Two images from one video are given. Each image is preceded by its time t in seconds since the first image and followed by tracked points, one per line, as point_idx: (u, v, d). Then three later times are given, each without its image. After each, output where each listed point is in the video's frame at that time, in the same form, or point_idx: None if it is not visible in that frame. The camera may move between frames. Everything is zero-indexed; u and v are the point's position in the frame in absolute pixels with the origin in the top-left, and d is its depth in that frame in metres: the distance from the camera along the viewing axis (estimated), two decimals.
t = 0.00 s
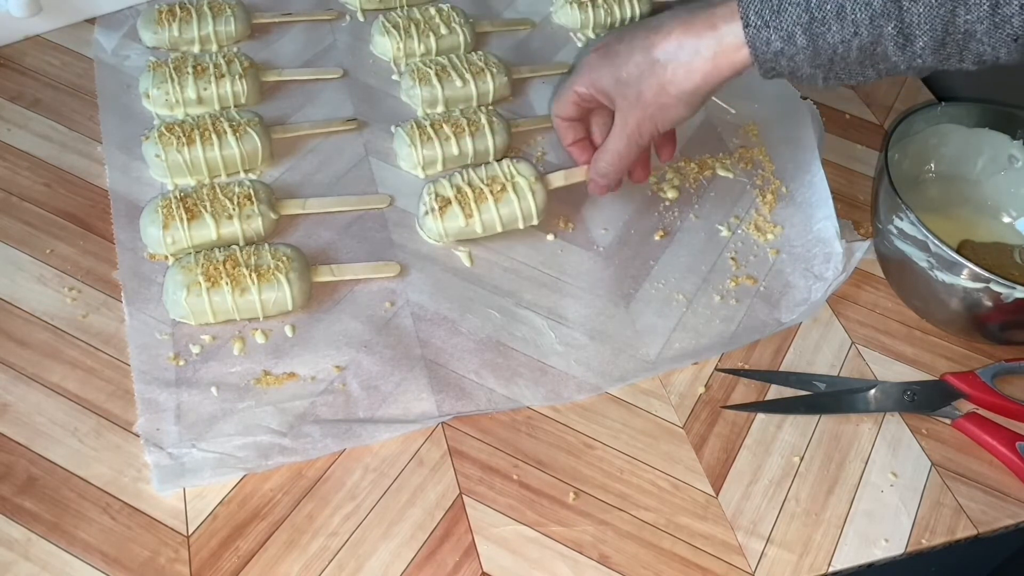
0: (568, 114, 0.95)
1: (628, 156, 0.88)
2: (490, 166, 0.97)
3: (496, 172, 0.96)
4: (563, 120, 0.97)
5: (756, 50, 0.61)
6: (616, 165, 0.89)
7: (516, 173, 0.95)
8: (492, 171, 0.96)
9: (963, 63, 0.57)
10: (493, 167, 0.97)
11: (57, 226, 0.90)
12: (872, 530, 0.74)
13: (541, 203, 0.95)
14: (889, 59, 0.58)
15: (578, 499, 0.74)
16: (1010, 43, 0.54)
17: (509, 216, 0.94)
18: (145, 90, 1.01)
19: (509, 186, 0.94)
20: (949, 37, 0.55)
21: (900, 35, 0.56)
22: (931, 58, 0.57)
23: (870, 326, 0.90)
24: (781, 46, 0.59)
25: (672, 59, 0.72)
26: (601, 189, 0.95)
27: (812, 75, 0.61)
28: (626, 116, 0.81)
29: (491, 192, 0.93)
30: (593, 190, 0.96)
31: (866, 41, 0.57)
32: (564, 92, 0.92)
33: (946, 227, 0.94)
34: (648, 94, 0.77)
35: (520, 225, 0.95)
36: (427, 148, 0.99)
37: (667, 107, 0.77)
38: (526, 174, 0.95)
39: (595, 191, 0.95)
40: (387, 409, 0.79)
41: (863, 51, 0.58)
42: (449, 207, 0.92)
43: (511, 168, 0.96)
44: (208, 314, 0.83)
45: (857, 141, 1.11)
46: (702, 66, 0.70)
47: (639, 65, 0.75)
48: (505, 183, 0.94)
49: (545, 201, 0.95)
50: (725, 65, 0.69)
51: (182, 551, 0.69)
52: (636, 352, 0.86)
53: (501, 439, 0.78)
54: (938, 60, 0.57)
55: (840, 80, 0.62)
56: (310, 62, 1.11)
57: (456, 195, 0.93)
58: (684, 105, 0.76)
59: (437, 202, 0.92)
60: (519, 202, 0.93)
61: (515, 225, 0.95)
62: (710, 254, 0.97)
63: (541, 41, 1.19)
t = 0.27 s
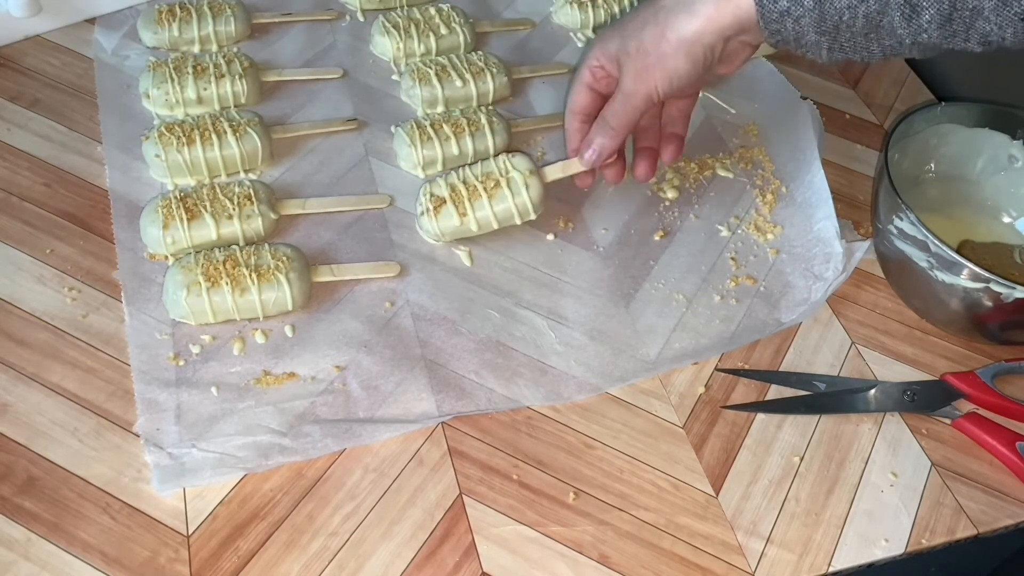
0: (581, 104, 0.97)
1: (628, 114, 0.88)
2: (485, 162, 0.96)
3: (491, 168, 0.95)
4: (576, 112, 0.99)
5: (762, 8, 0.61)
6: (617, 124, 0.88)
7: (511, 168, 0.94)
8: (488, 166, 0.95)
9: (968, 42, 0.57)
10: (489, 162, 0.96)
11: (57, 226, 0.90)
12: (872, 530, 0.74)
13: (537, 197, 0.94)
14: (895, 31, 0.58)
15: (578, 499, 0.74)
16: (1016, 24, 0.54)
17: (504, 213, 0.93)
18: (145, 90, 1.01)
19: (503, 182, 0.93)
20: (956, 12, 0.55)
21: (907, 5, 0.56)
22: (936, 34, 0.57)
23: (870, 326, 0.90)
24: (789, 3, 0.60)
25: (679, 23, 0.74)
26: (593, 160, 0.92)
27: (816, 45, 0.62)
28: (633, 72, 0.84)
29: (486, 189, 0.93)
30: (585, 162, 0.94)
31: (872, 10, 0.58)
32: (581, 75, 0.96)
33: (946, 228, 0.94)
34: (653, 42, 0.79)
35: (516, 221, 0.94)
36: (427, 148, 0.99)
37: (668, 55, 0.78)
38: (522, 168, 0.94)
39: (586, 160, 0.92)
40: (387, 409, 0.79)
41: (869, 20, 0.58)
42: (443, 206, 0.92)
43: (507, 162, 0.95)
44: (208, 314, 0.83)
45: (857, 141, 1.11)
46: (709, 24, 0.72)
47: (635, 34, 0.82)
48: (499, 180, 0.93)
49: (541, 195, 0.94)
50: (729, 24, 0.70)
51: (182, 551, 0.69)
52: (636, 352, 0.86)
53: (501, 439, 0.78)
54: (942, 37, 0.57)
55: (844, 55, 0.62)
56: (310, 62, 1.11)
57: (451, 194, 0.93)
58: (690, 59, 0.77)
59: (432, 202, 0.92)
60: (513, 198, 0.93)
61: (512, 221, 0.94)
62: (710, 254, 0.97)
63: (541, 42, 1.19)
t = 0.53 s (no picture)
0: (580, 100, 0.99)
1: (627, 103, 0.89)
2: (481, 157, 0.94)
3: (486, 164, 0.93)
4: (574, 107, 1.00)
5: (771, 6, 0.63)
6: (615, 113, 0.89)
7: (505, 163, 0.92)
8: (483, 162, 0.94)
9: (977, 46, 0.59)
10: (484, 157, 0.94)
11: (57, 226, 0.90)
12: (872, 530, 0.74)
13: (532, 191, 0.92)
14: (904, 33, 0.60)
15: (578, 499, 0.74)
16: None
17: (501, 211, 0.92)
18: (145, 90, 1.01)
19: (498, 179, 0.92)
20: (966, 14, 0.56)
21: (917, 5, 0.58)
22: (945, 36, 0.58)
23: (870, 326, 0.90)
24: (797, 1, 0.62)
25: (684, 13, 0.78)
26: (591, 150, 0.91)
27: (824, 47, 0.64)
28: (633, 61, 0.87)
29: (481, 187, 0.91)
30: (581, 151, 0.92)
31: (881, 10, 0.60)
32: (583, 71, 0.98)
33: (946, 228, 0.94)
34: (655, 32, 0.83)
35: (514, 217, 0.93)
36: (427, 148, 0.99)
37: (668, 44, 0.82)
38: (516, 163, 0.92)
39: (585, 149, 0.91)
40: (387, 409, 0.79)
41: (877, 21, 0.60)
42: (440, 206, 0.92)
43: (501, 157, 0.93)
44: (208, 314, 0.83)
45: (857, 141, 1.11)
46: (711, 14, 0.75)
47: (642, 23, 0.85)
48: (494, 177, 0.92)
49: (537, 190, 0.92)
50: (735, 15, 0.73)
51: (183, 551, 0.69)
52: (636, 352, 0.86)
53: (501, 439, 0.78)
54: (951, 40, 0.59)
55: (851, 58, 0.64)
56: (310, 62, 1.11)
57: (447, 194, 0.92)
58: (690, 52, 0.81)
59: (429, 203, 0.92)
60: (507, 196, 0.91)
61: (509, 217, 0.93)
62: (710, 254, 0.97)
63: (541, 41, 1.19)
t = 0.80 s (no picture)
0: (584, 106, 0.99)
1: (634, 113, 0.90)
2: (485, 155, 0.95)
3: (490, 162, 0.94)
4: (578, 111, 1.00)
5: (783, 28, 0.64)
6: (622, 122, 0.90)
7: (511, 163, 0.93)
8: (487, 160, 0.94)
9: (991, 65, 0.59)
10: (487, 156, 0.95)
11: (57, 226, 0.90)
12: (872, 530, 0.74)
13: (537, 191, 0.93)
14: (917, 53, 0.61)
15: (578, 499, 0.74)
16: None
17: (506, 210, 0.93)
18: (145, 90, 1.01)
19: (504, 179, 0.92)
20: (980, 35, 0.57)
21: (930, 26, 0.58)
22: (959, 55, 0.59)
23: (870, 327, 0.90)
24: (809, 24, 0.62)
25: (691, 30, 0.77)
26: (596, 153, 0.91)
27: (837, 68, 0.64)
28: (639, 74, 0.87)
29: (486, 186, 0.92)
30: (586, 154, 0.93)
31: (894, 31, 0.60)
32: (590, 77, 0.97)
33: (946, 228, 0.94)
34: (663, 46, 0.83)
35: (517, 216, 0.94)
36: (427, 148, 0.99)
37: (675, 59, 0.82)
38: (522, 163, 0.93)
39: (590, 152, 0.91)
40: (387, 408, 0.79)
41: (890, 42, 0.61)
42: (443, 203, 0.91)
43: (506, 156, 0.94)
44: (208, 314, 0.83)
45: (857, 141, 1.11)
46: (719, 32, 0.74)
47: (650, 36, 0.86)
48: (499, 175, 0.92)
49: (543, 189, 0.94)
50: (743, 35, 0.72)
51: (183, 551, 0.69)
52: (636, 352, 0.86)
53: (501, 439, 0.78)
54: (965, 59, 0.59)
55: (865, 77, 0.65)
56: (310, 62, 1.11)
57: (450, 192, 0.92)
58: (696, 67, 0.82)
59: (431, 202, 0.92)
60: (514, 195, 0.92)
61: (512, 217, 0.94)
62: (710, 254, 0.97)
63: (541, 41, 1.19)
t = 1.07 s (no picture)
0: (590, 88, 0.99)
1: (639, 103, 0.90)
2: (486, 125, 0.96)
3: (491, 133, 0.95)
4: (583, 94, 1.00)
5: (804, 27, 0.65)
6: (627, 111, 0.89)
7: (513, 136, 0.95)
8: (486, 131, 0.95)
9: (1013, 72, 0.60)
10: (486, 125, 0.96)
11: (57, 226, 0.90)
12: (872, 530, 0.74)
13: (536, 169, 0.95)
14: (938, 56, 0.62)
15: (578, 499, 0.74)
16: None
17: (503, 180, 0.94)
18: (145, 90, 1.01)
19: (504, 150, 0.94)
20: (1002, 41, 0.58)
21: (953, 29, 0.59)
22: (981, 60, 0.60)
23: (870, 327, 0.90)
24: (829, 23, 0.64)
25: (709, 22, 0.78)
26: (596, 141, 0.91)
27: (855, 70, 0.66)
28: (649, 63, 0.87)
29: (485, 155, 0.93)
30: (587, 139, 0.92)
31: (916, 32, 0.61)
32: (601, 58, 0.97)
33: (946, 228, 0.94)
34: (677, 36, 0.83)
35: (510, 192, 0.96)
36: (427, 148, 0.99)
37: (687, 50, 0.82)
38: (523, 137, 0.95)
39: (590, 139, 0.91)
40: (387, 409, 0.79)
41: (911, 44, 0.62)
42: (439, 168, 0.93)
43: (507, 129, 0.96)
44: (208, 314, 0.83)
45: (857, 141, 1.11)
46: (738, 27, 0.75)
47: (665, 25, 0.86)
48: (499, 147, 0.94)
49: (543, 168, 0.96)
50: (763, 31, 0.73)
51: (183, 551, 0.69)
52: (636, 352, 0.87)
53: (501, 439, 0.78)
54: (987, 64, 0.60)
55: (884, 80, 0.66)
56: (310, 63, 1.11)
57: (446, 155, 0.93)
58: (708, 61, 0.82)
59: (426, 163, 0.92)
60: (515, 167, 0.94)
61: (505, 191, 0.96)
62: (710, 254, 0.97)
63: (541, 41, 1.19)
